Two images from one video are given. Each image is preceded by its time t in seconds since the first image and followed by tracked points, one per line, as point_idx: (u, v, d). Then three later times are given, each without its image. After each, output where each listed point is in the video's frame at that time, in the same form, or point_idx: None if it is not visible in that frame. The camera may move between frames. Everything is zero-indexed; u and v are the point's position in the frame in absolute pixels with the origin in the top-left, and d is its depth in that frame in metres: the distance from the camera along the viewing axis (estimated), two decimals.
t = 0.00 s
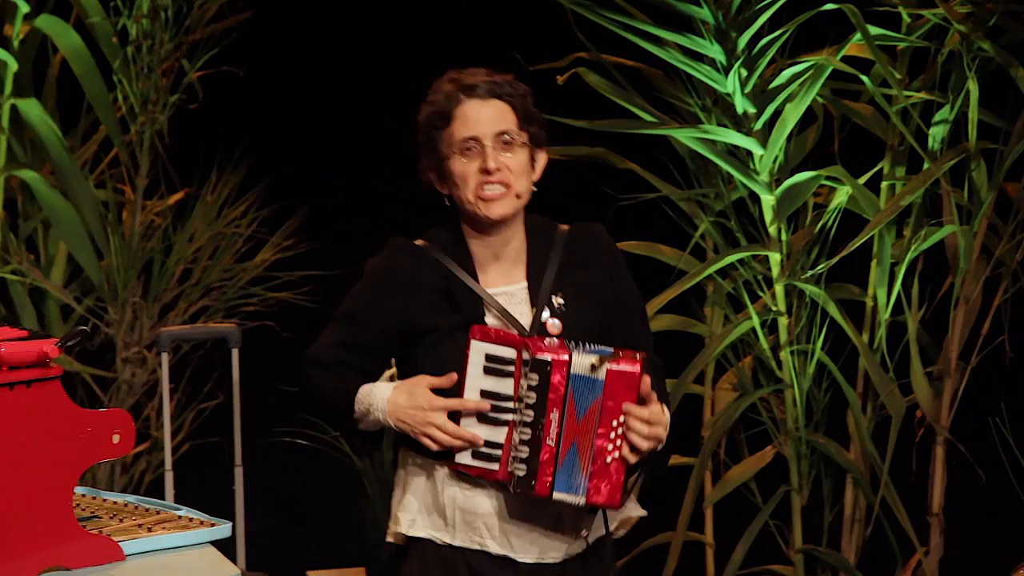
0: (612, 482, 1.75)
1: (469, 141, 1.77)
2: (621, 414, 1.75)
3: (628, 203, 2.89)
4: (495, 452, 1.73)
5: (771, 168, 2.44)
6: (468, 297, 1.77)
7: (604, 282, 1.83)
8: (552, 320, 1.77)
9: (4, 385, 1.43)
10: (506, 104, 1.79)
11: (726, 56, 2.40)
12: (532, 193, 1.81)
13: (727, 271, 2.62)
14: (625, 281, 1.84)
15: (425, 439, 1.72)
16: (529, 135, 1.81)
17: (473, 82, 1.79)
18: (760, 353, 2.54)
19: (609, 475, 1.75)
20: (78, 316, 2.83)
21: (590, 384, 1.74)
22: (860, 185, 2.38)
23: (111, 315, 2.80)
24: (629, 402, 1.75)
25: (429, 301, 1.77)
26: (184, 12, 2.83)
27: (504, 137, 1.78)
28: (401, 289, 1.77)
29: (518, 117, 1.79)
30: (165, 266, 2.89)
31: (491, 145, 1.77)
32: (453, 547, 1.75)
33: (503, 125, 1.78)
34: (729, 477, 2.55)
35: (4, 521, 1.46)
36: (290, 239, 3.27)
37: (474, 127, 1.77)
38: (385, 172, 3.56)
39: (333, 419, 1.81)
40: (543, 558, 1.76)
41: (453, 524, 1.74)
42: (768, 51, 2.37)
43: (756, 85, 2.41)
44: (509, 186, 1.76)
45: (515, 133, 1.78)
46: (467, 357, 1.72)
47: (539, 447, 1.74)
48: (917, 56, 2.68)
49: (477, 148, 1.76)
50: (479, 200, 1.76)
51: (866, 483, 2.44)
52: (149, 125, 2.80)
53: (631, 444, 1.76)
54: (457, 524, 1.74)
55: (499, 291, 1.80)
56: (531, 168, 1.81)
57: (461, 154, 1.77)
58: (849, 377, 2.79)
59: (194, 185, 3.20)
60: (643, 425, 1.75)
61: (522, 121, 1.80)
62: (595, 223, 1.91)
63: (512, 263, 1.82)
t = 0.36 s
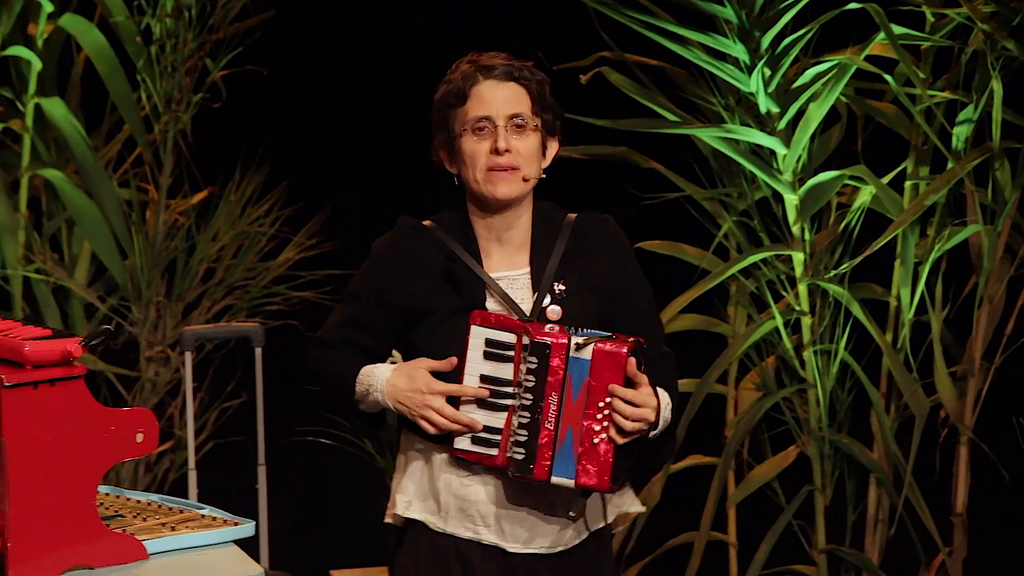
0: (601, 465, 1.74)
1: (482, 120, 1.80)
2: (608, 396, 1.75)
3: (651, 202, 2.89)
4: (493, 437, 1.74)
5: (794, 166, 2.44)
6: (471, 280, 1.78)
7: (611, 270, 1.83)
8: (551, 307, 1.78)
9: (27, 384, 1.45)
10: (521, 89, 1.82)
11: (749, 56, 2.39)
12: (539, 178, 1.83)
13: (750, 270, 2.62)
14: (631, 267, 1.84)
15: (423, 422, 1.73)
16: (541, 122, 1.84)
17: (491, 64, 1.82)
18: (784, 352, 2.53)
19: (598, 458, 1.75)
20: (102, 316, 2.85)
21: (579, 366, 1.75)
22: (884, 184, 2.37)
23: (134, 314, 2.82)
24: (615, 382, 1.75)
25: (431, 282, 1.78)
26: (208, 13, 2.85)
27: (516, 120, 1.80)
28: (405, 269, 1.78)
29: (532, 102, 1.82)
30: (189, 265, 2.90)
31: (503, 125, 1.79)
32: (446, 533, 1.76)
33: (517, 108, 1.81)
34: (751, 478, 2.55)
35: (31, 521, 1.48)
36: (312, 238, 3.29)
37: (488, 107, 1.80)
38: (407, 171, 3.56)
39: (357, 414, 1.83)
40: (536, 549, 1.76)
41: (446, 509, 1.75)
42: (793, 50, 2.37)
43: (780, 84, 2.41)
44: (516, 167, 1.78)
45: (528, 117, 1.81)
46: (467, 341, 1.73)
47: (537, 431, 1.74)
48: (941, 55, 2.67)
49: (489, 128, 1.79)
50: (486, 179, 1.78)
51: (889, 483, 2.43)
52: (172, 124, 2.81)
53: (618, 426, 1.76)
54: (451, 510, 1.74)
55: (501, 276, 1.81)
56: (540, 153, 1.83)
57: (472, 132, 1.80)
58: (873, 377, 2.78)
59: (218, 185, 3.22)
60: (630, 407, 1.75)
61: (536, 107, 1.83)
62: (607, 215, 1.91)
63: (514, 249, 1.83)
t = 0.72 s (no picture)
0: (583, 493, 1.81)
1: (477, 145, 1.82)
2: (604, 425, 1.83)
3: (672, 203, 2.89)
4: (475, 452, 1.78)
5: (815, 168, 2.44)
6: (465, 293, 1.84)
7: (596, 295, 1.91)
8: (539, 327, 1.85)
9: (48, 385, 1.46)
10: (516, 112, 1.85)
11: (770, 57, 2.38)
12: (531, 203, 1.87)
13: (770, 271, 2.62)
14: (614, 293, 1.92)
15: (413, 415, 1.75)
16: (534, 145, 1.87)
17: (488, 87, 1.84)
18: (804, 354, 2.53)
19: (582, 486, 1.82)
20: (123, 316, 2.87)
21: (579, 393, 1.83)
22: (905, 186, 2.37)
23: (155, 315, 2.84)
24: (614, 415, 1.83)
25: (422, 290, 1.83)
26: (230, 12, 2.86)
27: (510, 146, 1.83)
28: (396, 275, 1.82)
29: (526, 127, 1.85)
30: (210, 266, 2.92)
31: (498, 151, 1.82)
32: (412, 542, 1.81)
33: (511, 133, 1.83)
34: (771, 479, 2.55)
35: (53, 520, 1.49)
36: (333, 239, 3.31)
37: (483, 132, 1.82)
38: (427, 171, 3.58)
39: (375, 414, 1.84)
40: (499, 564, 1.81)
41: (415, 520, 1.80)
42: (814, 51, 2.37)
43: (801, 85, 2.41)
44: (510, 195, 1.82)
45: (522, 143, 1.84)
46: (458, 354, 1.78)
47: (523, 448, 1.81)
48: (964, 54, 2.66)
49: (484, 153, 1.82)
50: (481, 205, 1.82)
51: (909, 485, 2.43)
52: (193, 125, 2.83)
53: (609, 457, 1.82)
54: (418, 520, 1.80)
55: (491, 293, 1.87)
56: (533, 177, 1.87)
57: (467, 156, 1.83)
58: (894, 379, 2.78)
59: (239, 185, 3.23)
60: (623, 439, 1.82)
61: (530, 132, 1.86)
62: (595, 241, 1.97)
63: (504, 267, 1.89)
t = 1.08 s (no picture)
0: (664, 470, 1.81)
1: (494, 119, 1.85)
2: (679, 400, 1.81)
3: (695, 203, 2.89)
4: (535, 436, 1.79)
5: (838, 168, 2.43)
6: (508, 280, 1.83)
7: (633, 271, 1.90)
8: (584, 306, 1.84)
9: (72, 384, 1.47)
10: (530, 85, 1.87)
11: (793, 56, 2.39)
12: (560, 172, 1.87)
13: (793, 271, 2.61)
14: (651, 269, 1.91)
15: (466, 410, 1.76)
16: (554, 115, 1.88)
17: (498, 65, 1.88)
18: (827, 354, 2.53)
19: (662, 463, 1.81)
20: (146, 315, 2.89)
21: (648, 369, 1.82)
22: (929, 185, 2.37)
23: (179, 314, 2.86)
24: (686, 389, 1.81)
25: (465, 279, 1.82)
26: (253, 12, 2.87)
27: (528, 115, 1.85)
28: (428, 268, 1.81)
29: (541, 96, 1.87)
30: (233, 265, 2.94)
31: (515, 121, 1.84)
32: (471, 533, 1.80)
33: (527, 103, 1.85)
34: (794, 480, 2.54)
35: (77, 520, 1.51)
36: (356, 238, 3.32)
37: (498, 106, 1.85)
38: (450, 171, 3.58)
39: (406, 409, 1.85)
40: (558, 550, 1.80)
41: (470, 510, 1.79)
42: (838, 51, 2.37)
43: (824, 85, 2.41)
44: (534, 161, 1.83)
45: (539, 111, 1.86)
46: (508, 341, 1.78)
47: (585, 428, 1.81)
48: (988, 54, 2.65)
49: (501, 125, 1.84)
50: (505, 176, 1.83)
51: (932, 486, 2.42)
52: (217, 125, 2.84)
53: (687, 431, 1.82)
54: (474, 511, 1.79)
55: (534, 275, 1.86)
56: (558, 147, 1.88)
57: (487, 132, 1.85)
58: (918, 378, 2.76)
59: (262, 185, 3.25)
60: (699, 413, 1.81)
61: (548, 102, 1.88)
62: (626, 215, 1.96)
63: (544, 247, 1.88)
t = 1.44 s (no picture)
0: (698, 496, 1.76)
1: (540, 134, 1.82)
2: (714, 428, 1.76)
3: (708, 202, 2.89)
4: (566, 455, 1.77)
5: (852, 168, 2.43)
6: (537, 297, 1.81)
7: (670, 286, 1.85)
8: (617, 323, 1.81)
9: (85, 383, 1.48)
10: (579, 104, 1.85)
11: (808, 56, 2.38)
12: (597, 194, 1.84)
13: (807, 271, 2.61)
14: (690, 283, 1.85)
15: (503, 430, 1.75)
16: (599, 136, 1.85)
17: (550, 80, 1.85)
18: (841, 354, 2.52)
19: (695, 489, 1.76)
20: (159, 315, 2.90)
21: (683, 394, 1.77)
22: (943, 185, 2.36)
23: (192, 313, 2.87)
24: (723, 417, 1.76)
25: (498, 300, 1.81)
26: (267, 12, 2.88)
27: (575, 134, 1.82)
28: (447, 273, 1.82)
29: (589, 117, 1.84)
30: (247, 265, 2.95)
31: (561, 139, 1.81)
32: (519, 546, 1.79)
33: (575, 122, 1.83)
34: (807, 480, 2.54)
35: (91, 519, 1.51)
36: (369, 238, 3.33)
37: (546, 122, 1.83)
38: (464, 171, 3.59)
39: (419, 411, 1.85)
40: (607, 560, 1.78)
41: (519, 522, 1.79)
42: (852, 50, 2.37)
43: (838, 84, 2.41)
44: (575, 182, 1.80)
45: (586, 131, 1.83)
46: (539, 361, 1.75)
47: (612, 447, 1.77)
48: (1003, 53, 2.64)
49: (547, 141, 1.81)
50: (544, 193, 1.80)
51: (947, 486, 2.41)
52: (230, 124, 2.85)
53: (723, 459, 1.77)
54: (523, 522, 1.78)
55: (566, 293, 1.83)
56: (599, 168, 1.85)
57: (532, 146, 1.82)
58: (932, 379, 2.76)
59: (276, 184, 3.26)
60: (735, 442, 1.76)
61: (594, 123, 1.85)
62: (666, 231, 1.92)
63: (579, 265, 1.85)
